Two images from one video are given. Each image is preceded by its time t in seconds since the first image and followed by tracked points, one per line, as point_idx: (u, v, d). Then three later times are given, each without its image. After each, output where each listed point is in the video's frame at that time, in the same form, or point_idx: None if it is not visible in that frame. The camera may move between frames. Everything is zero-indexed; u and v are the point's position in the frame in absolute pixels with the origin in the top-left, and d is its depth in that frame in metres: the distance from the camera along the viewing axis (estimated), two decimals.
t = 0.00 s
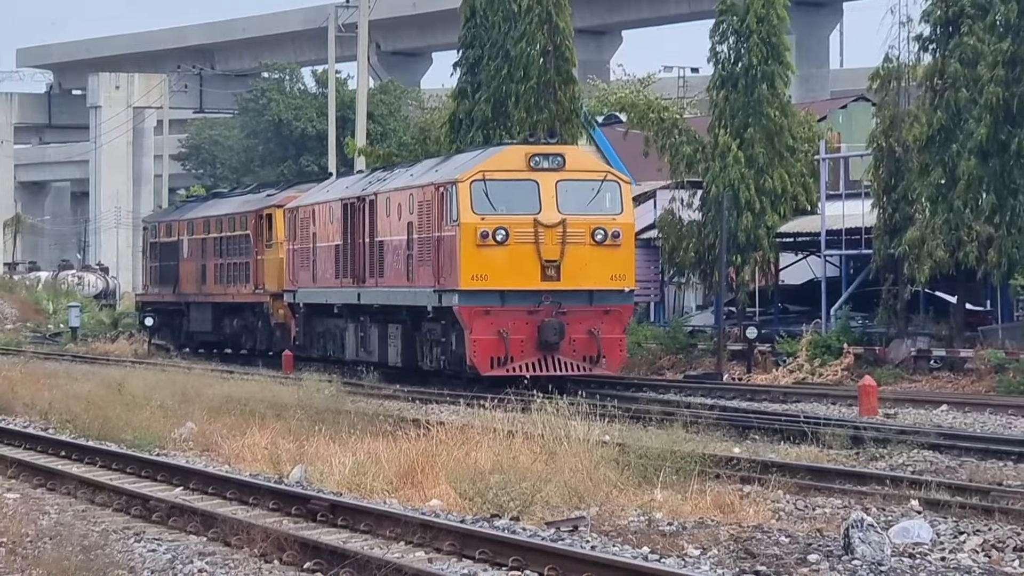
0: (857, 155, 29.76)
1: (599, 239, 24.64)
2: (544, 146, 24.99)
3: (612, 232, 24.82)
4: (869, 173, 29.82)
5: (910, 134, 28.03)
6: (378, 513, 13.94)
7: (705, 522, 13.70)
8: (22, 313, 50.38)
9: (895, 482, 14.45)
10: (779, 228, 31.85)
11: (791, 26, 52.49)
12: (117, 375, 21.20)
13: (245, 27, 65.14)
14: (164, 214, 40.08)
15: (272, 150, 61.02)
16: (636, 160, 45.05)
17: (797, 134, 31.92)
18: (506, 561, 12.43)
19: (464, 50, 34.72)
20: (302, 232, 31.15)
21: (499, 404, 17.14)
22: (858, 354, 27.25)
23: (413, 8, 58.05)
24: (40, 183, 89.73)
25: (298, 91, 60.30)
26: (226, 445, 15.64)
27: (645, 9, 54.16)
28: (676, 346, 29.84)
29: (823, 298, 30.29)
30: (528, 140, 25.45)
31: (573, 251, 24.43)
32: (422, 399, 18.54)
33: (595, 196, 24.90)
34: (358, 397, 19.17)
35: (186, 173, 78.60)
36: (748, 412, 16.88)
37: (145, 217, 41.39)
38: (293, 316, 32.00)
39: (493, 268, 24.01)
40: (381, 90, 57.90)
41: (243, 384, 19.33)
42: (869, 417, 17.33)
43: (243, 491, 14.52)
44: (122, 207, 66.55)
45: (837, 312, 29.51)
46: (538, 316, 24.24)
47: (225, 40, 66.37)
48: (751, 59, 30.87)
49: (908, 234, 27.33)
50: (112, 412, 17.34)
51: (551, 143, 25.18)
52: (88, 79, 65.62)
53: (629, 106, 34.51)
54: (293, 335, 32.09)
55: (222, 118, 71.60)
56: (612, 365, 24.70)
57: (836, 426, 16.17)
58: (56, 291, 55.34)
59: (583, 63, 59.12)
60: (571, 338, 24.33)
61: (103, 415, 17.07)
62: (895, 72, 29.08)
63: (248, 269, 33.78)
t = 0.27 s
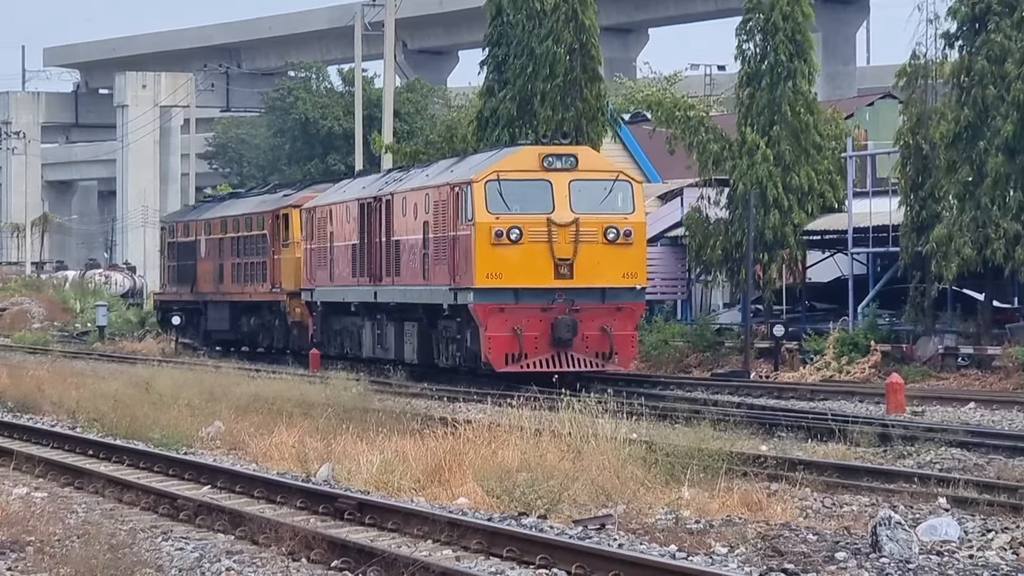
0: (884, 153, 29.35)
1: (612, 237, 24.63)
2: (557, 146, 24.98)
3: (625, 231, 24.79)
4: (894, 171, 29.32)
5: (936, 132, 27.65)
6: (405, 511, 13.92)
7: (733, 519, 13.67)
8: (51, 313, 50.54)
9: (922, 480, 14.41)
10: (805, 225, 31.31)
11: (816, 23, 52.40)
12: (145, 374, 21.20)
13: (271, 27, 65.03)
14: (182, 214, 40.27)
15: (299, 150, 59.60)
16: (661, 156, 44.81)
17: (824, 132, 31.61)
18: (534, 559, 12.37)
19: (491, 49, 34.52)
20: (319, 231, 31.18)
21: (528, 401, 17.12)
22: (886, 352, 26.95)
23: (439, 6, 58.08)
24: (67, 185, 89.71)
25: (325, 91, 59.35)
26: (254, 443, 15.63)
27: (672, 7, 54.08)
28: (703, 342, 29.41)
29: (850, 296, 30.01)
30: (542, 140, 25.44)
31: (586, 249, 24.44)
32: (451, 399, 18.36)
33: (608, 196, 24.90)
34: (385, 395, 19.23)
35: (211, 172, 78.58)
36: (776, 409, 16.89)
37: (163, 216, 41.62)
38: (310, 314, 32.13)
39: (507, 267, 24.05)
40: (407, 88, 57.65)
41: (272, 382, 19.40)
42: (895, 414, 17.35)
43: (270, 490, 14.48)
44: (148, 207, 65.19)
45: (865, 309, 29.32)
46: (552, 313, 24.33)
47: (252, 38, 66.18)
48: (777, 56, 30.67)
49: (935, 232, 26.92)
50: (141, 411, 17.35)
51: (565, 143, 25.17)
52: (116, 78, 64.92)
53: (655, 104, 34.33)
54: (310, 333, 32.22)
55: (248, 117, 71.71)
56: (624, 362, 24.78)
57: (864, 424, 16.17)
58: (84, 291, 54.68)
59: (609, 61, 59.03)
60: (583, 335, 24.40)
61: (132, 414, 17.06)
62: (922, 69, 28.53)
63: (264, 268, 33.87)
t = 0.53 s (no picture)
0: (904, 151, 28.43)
1: (619, 238, 24.71)
2: (566, 148, 25.02)
3: (631, 231, 24.86)
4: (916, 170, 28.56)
5: (957, 131, 26.80)
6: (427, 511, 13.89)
7: (755, 519, 13.63)
8: (72, 312, 50.53)
9: (944, 480, 14.38)
10: (826, 224, 30.30)
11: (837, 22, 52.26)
12: (166, 373, 21.19)
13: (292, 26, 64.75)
14: (195, 215, 40.38)
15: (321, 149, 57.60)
16: (685, 157, 44.74)
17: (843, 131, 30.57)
18: (555, 558, 12.28)
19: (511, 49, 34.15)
20: (331, 232, 31.18)
21: (551, 399, 17.06)
22: (907, 352, 26.58)
23: (460, 6, 57.94)
24: (89, 185, 89.39)
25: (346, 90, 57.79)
26: (276, 443, 15.61)
27: (693, 6, 53.89)
28: (724, 342, 28.93)
29: (872, 295, 29.69)
30: (550, 142, 25.50)
31: (594, 249, 24.52)
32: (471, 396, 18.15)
33: (615, 197, 24.96)
34: (409, 395, 19.23)
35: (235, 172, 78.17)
36: (798, 409, 16.87)
37: (175, 218, 41.71)
38: (322, 313, 32.16)
39: (517, 266, 24.10)
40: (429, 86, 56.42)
41: (295, 382, 19.41)
42: (917, 415, 17.33)
43: (291, 490, 14.44)
44: (171, 206, 67.11)
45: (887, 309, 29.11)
46: (560, 312, 24.38)
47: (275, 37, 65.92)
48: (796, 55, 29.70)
49: (956, 231, 26.30)
50: (163, 411, 17.34)
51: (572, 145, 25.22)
52: (140, 77, 66.02)
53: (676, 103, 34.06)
54: (322, 333, 32.27)
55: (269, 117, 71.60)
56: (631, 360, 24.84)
57: (886, 423, 16.14)
58: (106, 291, 54.80)
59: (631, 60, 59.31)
60: (592, 334, 24.44)
61: (153, 414, 17.05)
62: (943, 68, 27.65)
63: (275, 268, 33.88)
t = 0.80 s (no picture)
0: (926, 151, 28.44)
1: (626, 238, 24.74)
2: (573, 151, 25.09)
3: (639, 232, 24.91)
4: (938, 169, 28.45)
5: (979, 130, 26.69)
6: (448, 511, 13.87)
7: (775, 519, 13.61)
8: (93, 313, 50.33)
9: (966, 480, 14.33)
10: (848, 225, 30.29)
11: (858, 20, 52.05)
12: (186, 374, 21.15)
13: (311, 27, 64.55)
14: (207, 216, 40.44)
15: (341, 150, 57.42)
16: (704, 157, 44.74)
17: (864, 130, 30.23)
18: (576, 558, 12.21)
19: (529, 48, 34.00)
20: (342, 233, 31.18)
21: (571, 399, 17.05)
22: (928, 351, 26.49)
23: (481, 6, 57.82)
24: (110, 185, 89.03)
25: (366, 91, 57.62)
26: (297, 444, 15.60)
27: (714, 6, 53.63)
28: (745, 342, 28.65)
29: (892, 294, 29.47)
30: (557, 145, 25.58)
31: (602, 250, 24.57)
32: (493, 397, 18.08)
33: (622, 199, 25.02)
34: (431, 395, 19.21)
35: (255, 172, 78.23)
36: (819, 409, 16.88)
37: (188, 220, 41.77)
38: (333, 314, 32.19)
39: (526, 267, 24.18)
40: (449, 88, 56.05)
41: (316, 382, 19.40)
42: (938, 414, 17.43)
43: (312, 490, 14.42)
44: (190, 208, 65.76)
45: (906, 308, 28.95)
46: (569, 311, 24.53)
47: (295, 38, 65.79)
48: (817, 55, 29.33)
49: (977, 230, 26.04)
50: (184, 411, 17.35)
51: (580, 149, 25.29)
52: (159, 78, 65.48)
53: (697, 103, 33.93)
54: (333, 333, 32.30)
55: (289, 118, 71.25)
56: (639, 359, 24.97)
57: (907, 423, 16.13)
58: (126, 291, 55.08)
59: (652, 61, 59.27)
60: (599, 333, 24.58)
61: (174, 415, 17.04)
62: (965, 67, 27.72)
63: (286, 269, 33.89)
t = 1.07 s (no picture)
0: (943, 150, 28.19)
1: (631, 238, 25.02)
2: (579, 152, 25.30)
3: (643, 232, 25.19)
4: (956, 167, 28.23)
5: (997, 128, 26.47)
6: (466, 510, 13.85)
7: (793, 518, 13.57)
8: (110, 312, 50.18)
9: (984, 478, 14.28)
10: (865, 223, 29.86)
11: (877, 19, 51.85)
12: (203, 373, 21.16)
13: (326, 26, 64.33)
14: (216, 216, 40.47)
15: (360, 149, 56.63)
16: (721, 154, 44.70)
17: (883, 127, 29.99)
18: (594, 557, 12.14)
19: (547, 47, 33.92)
20: (350, 233, 31.17)
21: (588, 397, 17.04)
22: (946, 350, 26.09)
23: (498, 5, 57.64)
24: (129, 185, 88.87)
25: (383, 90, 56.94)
26: (315, 442, 15.58)
27: (731, 5, 53.45)
28: (763, 340, 28.29)
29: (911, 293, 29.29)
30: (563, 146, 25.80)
31: (607, 250, 24.85)
32: (511, 395, 18.03)
33: (627, 199, 25.29)
34: (450, 391, 19.19)
35: (274, 171, 78.40)
36: (837, 407, 16.87)
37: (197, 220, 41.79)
38: (341, 312, 32.20)
39: (532, 266, 24.44)
40: (466, 87, 55.58)
41: (334, 380, 19.37)
42: (957, 413, 17.45)
43: (330, 489, 14.36)
44: (208, 206, 67.40)
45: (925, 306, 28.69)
46: (574, 309, 24.76)
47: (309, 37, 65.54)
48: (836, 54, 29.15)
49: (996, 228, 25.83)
50: (201, 410, 17.36)
51: (585, 149, 25.51)
52: (177, 76, 66.32)
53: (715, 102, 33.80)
54: (341, 332, 32.30)
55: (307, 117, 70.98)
56: (642, 357, 25.14)
57: (924, 421, 16.12)
58: (144, 291, 55.19)
59: (669, 59, 59.14)
60: (604, 330, 24.80)
61: (192, 413, 17.03)
62: (982, 66, 27.46)
63: (294, 269, 33.91)
